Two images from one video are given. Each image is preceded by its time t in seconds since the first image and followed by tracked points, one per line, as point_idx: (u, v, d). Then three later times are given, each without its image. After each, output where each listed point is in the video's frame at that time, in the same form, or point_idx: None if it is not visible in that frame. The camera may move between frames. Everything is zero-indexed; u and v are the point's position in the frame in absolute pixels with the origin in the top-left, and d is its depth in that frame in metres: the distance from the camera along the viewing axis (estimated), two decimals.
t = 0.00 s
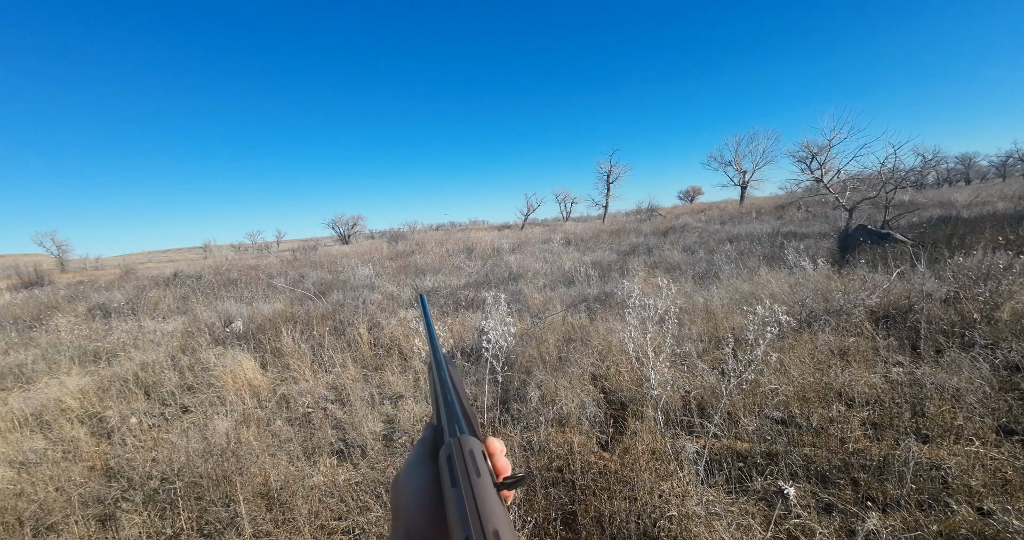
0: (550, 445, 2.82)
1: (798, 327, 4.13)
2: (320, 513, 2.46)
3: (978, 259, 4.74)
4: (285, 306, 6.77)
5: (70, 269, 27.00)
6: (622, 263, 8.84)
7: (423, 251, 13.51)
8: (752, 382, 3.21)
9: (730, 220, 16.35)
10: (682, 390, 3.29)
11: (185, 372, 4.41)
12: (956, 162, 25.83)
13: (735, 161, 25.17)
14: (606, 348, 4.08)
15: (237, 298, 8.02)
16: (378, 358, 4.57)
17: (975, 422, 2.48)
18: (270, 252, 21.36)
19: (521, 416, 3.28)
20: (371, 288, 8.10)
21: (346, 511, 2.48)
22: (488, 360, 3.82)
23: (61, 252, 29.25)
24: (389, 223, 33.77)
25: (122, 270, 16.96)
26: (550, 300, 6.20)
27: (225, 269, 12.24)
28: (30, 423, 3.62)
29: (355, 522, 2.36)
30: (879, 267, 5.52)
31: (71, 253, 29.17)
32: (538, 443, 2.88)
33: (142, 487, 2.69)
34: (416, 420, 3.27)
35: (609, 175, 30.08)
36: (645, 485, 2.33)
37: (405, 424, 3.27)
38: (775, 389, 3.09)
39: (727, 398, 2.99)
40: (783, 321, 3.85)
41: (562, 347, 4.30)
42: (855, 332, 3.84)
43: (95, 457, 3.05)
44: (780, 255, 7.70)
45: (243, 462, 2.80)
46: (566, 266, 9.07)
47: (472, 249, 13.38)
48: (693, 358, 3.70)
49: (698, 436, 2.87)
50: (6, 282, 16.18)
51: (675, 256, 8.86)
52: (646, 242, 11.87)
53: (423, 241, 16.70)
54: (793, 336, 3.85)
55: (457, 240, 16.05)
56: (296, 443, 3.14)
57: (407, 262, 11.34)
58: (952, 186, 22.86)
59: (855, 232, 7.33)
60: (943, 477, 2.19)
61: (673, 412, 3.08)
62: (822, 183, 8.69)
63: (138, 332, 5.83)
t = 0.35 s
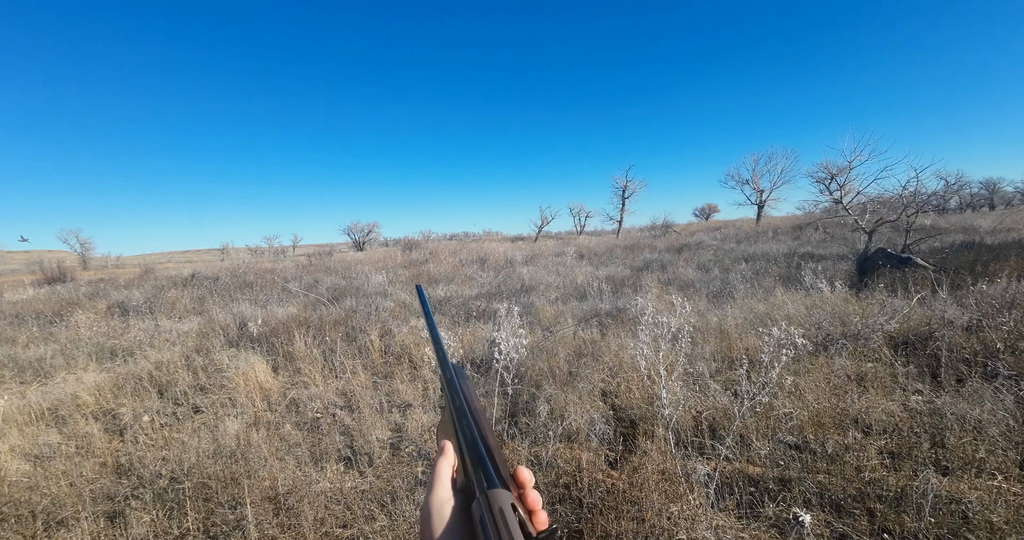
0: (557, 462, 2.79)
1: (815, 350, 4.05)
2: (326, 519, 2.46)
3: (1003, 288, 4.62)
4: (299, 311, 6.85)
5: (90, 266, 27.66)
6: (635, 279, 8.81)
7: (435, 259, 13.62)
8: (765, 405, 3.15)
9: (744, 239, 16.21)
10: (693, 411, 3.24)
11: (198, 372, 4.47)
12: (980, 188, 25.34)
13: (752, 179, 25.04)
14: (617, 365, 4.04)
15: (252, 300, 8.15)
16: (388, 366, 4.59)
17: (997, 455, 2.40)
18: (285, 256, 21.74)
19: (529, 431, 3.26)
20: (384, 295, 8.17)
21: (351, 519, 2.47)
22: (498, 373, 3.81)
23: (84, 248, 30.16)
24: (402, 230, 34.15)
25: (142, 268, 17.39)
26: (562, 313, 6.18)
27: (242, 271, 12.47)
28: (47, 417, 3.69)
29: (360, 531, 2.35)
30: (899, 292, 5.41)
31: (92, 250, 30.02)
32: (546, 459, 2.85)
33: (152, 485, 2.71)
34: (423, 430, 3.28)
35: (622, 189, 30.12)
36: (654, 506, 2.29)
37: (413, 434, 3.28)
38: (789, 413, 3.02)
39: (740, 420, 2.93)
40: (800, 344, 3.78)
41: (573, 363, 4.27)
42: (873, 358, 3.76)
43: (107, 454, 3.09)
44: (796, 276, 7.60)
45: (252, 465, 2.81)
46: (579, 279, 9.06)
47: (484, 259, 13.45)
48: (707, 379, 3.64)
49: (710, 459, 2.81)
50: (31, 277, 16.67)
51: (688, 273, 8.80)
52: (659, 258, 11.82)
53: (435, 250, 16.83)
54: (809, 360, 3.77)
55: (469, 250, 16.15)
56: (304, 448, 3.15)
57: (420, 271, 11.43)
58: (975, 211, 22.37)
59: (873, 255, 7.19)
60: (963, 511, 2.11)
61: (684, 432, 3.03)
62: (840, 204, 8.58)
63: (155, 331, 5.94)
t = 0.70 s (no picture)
0: (566, 476, 2.75)
1: (832, 373, 3.96)
2: (333, 524, 2.45)
3: None
4: (313, 314, 6.92)
5: (111, 263, 28.34)
6: (648, 293, 8.74)
7: (448, 267, 13.69)
8: (780, 426, 3.08)
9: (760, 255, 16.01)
10: (705, 429, 3.19)
11: (213, 371, 4.53)
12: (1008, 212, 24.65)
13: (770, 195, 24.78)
14: (629, 379, 3.99)
15: (267, 302, 8.26)
16: (399, 373, 4.60)
17: None
18: (299, 259, 22.04)
19: (538, 444, 3.23)
20: (397, 301, 8.22)
21: (358, 526, 2.45)
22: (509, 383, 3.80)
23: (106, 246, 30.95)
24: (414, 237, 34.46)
25: (162, 268, 17.78)
26: (574, 325, 6.15)
27: (258, 273, 12.68)
28: (65, 411, 3.76)
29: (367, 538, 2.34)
30: (921, 315, 5.27)
31: (113, 248, 30.83)
32: (554, 473, 2.81)
33: (164, 483, 2.74)
34: (432, 438, 3.27)
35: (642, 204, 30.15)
36: (664, 525, 2.25)
37: (422, 442, 3.27)
38: (805, 436, 2.95)
39: (754, 441, 2.87)
40: (818, 365, 3.70)
41: (585, 376, 4.23)
42: (893, 381, 3.66)
43: (121, 450, 3.13)
44: (813, 295, 7.47)
45: (262, 468, 2.83)
46: (591, 291, 9.02)
47: (497, 268, 13.48)
48: (720, 397, 3.59)
49: (723, 480, 2.75)
50: (55, 271, 17.15)
51: (702, 289, 8.71)
52: (673, 273, 11.73)
53: (448, 257, 16.93)
54: (826, 382, 3.69)
55: (481, 259, 16.22)
56: (314, 452, 3.15)
57: (433, 278, 11.50)
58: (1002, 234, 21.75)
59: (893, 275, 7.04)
60: None
61: (696, 451, 2.98)
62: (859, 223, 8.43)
63: (173, 330, 6.05)
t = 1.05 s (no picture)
0: (578, 492, 2.71)
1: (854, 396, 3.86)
2: (343, 528, 2.45)
3: None
4: (329, 318, 7.00)
5: (135, 261, 29.08)
6: (664, 308, 8.65)
7: (463, 276, 13.76)
8: (798, 449, 3.01)
9: (779, 273, 15.74)
10: (720, 449, 3.13)
11: (230, 372, 4.59)
12: None
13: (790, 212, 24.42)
14: (643, 395, 3.94)
15: (285, 305, 8.38)
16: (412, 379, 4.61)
17: None
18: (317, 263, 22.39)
19: (550, 457, 3.20)
20: (412, 308, 8.27)
21: (368, 533, 2.45)
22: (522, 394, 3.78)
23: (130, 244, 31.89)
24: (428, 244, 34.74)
25: (184, 268, 18.21)
26: (589, 338, 6.11)
27: (277, 275, 12.90)
28: (87, 406, 3.83)
29: None
30: (948, 341, 5.11)
31: (137, 247, 31.72)
32: (565, 488, 2.77)
33: (178, 482, 2.78)
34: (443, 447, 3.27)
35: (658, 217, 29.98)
36: None
37: (433, 451, 3.27)
38: (824, 460, 2.87)
39: (771, 463, 2.80)
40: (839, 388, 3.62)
41: (598, 390, 4.19)
42: (916, 408, 3.55)
43: (138, 447, 3.18)
44: (834, 315, 7.32)
45: (275, 471, 2.84)
46: (606, 304, 8.96)
47: (512, 278, 13.50)
48: (737, 417, 3.52)
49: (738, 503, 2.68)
50: (84, 267, 17.67)
51: (719, 305, 8.60)
52: (689, 288, 11.61)
53: (462, 266, 17.01)
54: (847, 406, 3.59)
55: (496, 268, 16.27)
56: (326, 456, 3.16)
57: (447, 286, 11.56)
58: None
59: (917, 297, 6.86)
60: None
61: (710, 472, 2.92)
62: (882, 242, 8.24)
63: (193, 329, 6.17)
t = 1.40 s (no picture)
0: (591, 507, 2.67)
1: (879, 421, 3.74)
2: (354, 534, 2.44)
3: None
4: (346, 322, 7.07)
5: (159, 261, 29.93)
6: (681, 323, 8.55)
7: (478, 284, 13.81)
8: (820, 473, 2.93)
9: (799, 291, 15.42)
10: (738, 470, 3.05)
11: (247, 372, 4.66)
12: None
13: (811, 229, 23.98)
14: (660, 411, 3.88)
15: (303, 308, 8.50)
16: (426, 387, 4.61)
17: None
18: (334, 267, 22.71)
19: (563, 471, 3.16)
20: (427, 315, 8.30)
21: None
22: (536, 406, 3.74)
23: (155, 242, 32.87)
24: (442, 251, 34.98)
25: (207, 268, 18.66)
26: (604, 351, 6.06)
27: (295, 278, 13.12)
28: (109, 400, 3.91)
29: None
30: (979, 367, 4.94)
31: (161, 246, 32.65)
32: (579, 504, 2.73)
33: (194, 480, 2.81)
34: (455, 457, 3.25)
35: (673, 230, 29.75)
36: None
37: (445, 460, 3.26)
38: (847, 486, 2.78)
39: (793, 487, 2.71)
40: (864, 411, 3.51)
41: (614, 404, 4.13)
42: (944, 435, 3.42)
43: (156, 443, 3.22)
44: (857, 336, 7.14)
45: (289, 473, 2.86)
46: (622, 317, 8.89)
47: (527, 288, 13.50)
48: (756, 437, 3.44)
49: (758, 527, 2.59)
50: (113, 265, 18.28)
51: (736, 322, 8.47)
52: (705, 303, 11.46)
53: (477, 274, 17.06)
54: (871, 431, 3.49)
55: (511, 277, 16.29)
56: (339, 461, 3.16)
57: (463, 294, 11.60)
58: None
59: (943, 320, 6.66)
60: None
61: (728, 493, 2.84)
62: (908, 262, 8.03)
63: (213, 329, 6.29)
